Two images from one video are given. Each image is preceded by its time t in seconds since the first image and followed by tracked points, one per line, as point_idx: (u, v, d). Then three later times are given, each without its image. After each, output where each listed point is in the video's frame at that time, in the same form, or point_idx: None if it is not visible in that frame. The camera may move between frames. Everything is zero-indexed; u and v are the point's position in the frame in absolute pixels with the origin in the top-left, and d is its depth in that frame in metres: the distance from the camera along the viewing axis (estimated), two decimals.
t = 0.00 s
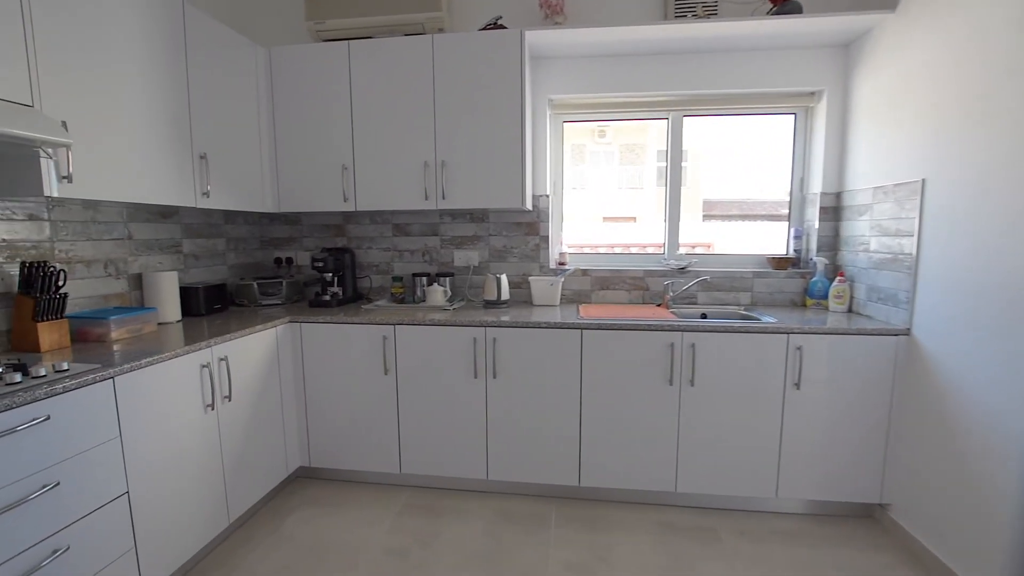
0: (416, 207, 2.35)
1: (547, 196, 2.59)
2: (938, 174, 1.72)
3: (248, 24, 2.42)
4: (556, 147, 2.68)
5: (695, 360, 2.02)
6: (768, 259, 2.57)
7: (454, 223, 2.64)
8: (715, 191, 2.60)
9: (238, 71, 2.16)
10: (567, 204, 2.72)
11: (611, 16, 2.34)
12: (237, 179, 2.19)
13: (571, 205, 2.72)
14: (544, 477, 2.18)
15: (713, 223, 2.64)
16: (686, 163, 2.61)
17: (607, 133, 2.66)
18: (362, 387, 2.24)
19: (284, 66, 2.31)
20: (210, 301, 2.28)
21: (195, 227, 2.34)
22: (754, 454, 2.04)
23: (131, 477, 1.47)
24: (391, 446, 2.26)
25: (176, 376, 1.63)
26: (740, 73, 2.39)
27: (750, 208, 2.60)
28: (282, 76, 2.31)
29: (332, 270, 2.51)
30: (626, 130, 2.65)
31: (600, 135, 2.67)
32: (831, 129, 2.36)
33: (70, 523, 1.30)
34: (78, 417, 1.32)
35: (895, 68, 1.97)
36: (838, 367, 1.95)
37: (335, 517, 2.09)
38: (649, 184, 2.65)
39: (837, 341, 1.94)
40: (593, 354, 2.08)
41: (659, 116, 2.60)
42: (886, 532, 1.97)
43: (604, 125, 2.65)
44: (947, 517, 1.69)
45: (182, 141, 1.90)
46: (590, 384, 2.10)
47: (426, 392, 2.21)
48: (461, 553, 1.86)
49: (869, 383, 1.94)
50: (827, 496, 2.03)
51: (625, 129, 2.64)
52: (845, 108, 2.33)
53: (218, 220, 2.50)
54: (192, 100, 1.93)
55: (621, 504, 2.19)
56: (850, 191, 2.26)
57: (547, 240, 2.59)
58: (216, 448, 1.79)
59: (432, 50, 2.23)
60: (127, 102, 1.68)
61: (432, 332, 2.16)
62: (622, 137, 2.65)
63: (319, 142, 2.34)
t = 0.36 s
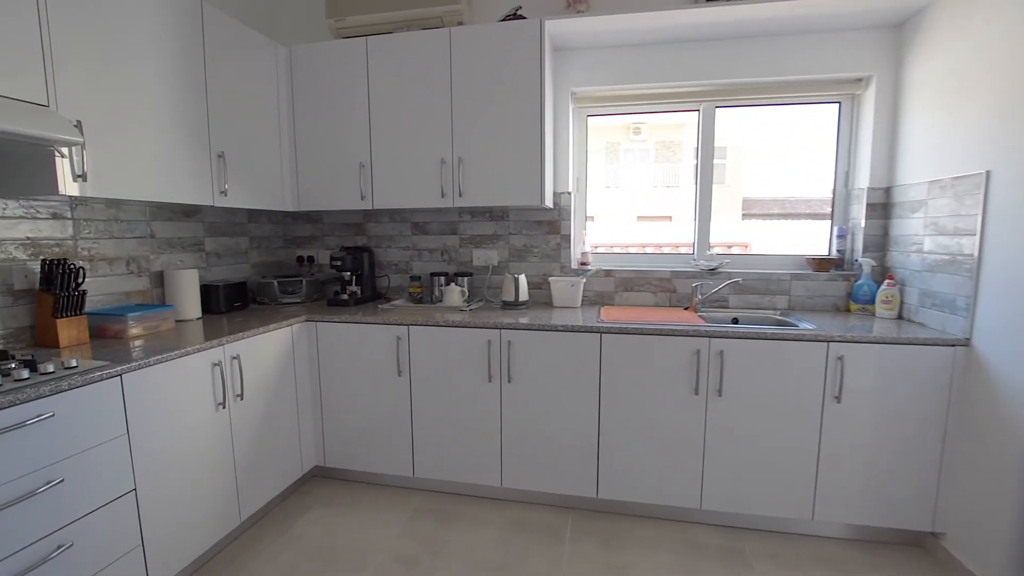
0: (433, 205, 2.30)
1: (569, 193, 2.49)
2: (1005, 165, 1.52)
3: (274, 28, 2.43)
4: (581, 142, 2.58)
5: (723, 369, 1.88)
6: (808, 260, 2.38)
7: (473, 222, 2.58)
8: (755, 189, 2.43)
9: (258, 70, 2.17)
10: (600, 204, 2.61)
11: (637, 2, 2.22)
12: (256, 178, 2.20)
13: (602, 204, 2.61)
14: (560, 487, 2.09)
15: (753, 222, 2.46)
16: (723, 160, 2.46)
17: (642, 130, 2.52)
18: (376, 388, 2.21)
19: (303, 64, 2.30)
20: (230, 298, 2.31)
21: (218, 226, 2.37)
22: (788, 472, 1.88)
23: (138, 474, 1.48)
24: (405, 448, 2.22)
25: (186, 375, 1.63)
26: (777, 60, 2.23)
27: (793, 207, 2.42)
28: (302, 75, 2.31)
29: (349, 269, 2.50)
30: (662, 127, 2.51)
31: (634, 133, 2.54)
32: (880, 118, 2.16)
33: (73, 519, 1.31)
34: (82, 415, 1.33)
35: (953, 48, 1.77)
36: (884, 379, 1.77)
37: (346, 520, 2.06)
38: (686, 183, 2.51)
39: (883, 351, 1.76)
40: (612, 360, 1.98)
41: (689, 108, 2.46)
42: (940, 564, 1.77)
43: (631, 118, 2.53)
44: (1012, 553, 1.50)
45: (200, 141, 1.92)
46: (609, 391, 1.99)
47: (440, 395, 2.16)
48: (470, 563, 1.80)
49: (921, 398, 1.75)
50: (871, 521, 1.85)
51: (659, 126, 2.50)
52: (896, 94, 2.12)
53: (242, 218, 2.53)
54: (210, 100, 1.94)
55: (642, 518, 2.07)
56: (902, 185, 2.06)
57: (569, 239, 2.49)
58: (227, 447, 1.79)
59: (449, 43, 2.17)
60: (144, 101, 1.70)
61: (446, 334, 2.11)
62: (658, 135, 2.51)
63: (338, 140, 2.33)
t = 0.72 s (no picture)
0: (444, 205, 2.25)
1: (587, 192, 2.39)
2: None
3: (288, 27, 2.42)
4: (600, 139, 2.49)
5: (745, 378, 1.76)
6: (844, 262, 2.21)
7: (487, 221, 2.52)
8: (794, 187, 2.27)
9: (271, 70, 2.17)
10: (639, 205, 2.47)
11: None
12: (269, 178, 2.20)
13: (630, 202, 2.48)
14: (571, 497, 2.00)
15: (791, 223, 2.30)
16: (758, 158, 2.31)
17: (675, 129, 2.40)
18: (385, 390, 2.18)
19: (317, 63, 2.30)
20: (244, 298, 2.32)
21: (233, 226, 2.40)
22: (817, 491, 1.74)
23: (139, 473, 1.48)
24: (413, 452, 2.18)
25: (190, 375, 1.63)
26: (811, 48, 2.07)
27: (834, 206, 2.25)
28: (315, 75, 2.31)
29: (362, 269, 2.48)
30: (696, 124, 2.38)
31: (667, 131, 2.41)
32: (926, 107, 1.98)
33: (71, 518, 1.31)
34: (83, 414, 1.33)
35: (1011, 26, 1.59)
36: (927, 393, 1.61)
37: (353, 523, 2.04)
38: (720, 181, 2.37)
39: (926, 363, 1.60)
40: (626, 366, 1.88)
41: (715, 100, 2.33)
42: None
43: (653, 112, 2.41)
44: None
45: (211, 141, 1.92)
46: (622, 398, 1.90)
47: (448, 398, 2.10)
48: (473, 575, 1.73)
49: (970, 415, 1.58)
50: (912, 548, 1.68)
51: (692, 129, 2.38)
52: (945, 81, 1.94)
53: (258, 218, 2.55)
54: (221, 100, 1.95)
55: (658, 534, 1.96)
56: (951, 180, 1.88)
57: (585, 239, 2.39)
58: (233, 447, 1.79)
59: (461, 38, 2.12)
60: (154, 101, 1.70)
61: (455, 336, 2.05)
62: (692, 133, 2.38)
63: (350, 139, 2.31)
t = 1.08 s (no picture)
0: (453, 203, 2.20)
1: (601, 189, 2.30)
2: None
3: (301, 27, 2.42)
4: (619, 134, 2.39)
5: (765, 388, 1.64)
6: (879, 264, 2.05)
7: (499, 220, 2.46)
8: (833, 186, 2.11)
9: (282, 69, 2.17)
10: (684, 206, 2.33)
11: None
12: (279, 178, 2.20)
13: (659, 200, 2.36)
14: (579, 508, 1.92)
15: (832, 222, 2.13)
16: (796, 156, 2.15)
17: (707, 126, 2.27)
18: (391, 392, 2.15)
19: (328, 62, 2.29)
20: (256, 296, 2.34)
21: (247, 225, 2.41)
22: (844, 512, 1.61)
23: (139, 471, 1.47)
24: (419, 455, 2.14)
25: (193, 374, 1.63)
26: (844, 33, 1.93)
27: (876, 206, 2.08)
28: (327, 73, 2.30)
29: (373, 269, 2.46)
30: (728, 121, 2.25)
31: (698, 129, 2.28)
32: (974, 94, 1.81)
33: (68, 513, 1.30)
34: (82, 410, 1.32)
35: None
36: (970, 409, 1.46)
37: (357, 526, 2.01)
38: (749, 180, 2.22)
39: (971, 376, 1.44)
40: (637, 373, 1.78)
41: (740, 91, 2.20)
42: None
43: (674, 106, 2.30)
44: None
45: (220, 139, 1.93)
46: (632, 406, 1.80)
47: (454, 402, 2.05)
48: None
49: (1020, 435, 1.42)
50: None
51: (725, 128, 2.24)
52: (996, 65, 1.77)
53: (272, 217, 2.56)
54: (231, 99, 1.95)
55: (671, 550, 1.85)
56: (1002, 174, 1.71)
57: (599, 238, 2.30)
58: (236, 446, 1.79)
59: (470, 32, 2.07)
60: (163, 100, 1.71)
61: (461, 338, 2.00)
62: (725, 131, 2.25)
63: (360, 137, 2.29)
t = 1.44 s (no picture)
0: (466, 203, 2.16)
1: (620, 188, 2.21)
2: None
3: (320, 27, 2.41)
4: (642, 130, 2.29)
5: (790, 401, 1.52)
6: (923, 267, 1.89)
7: (514, 221, 2.40)
8: (874, 183, 1.96)
9: (297, 70, 2.17)
10: (719, 204, 2.20)
11: None
12: (294, 178, 2.20)
13: (687, 199, 2.25)
14: (590, 520, 1.84)
15: (875, 222, 1.97)
16: (836, 153, 2.00)
17: (741, 123, 2.14)
18: (402, 393, 2.12)
19: (344, 62, 2.28)
20: (272, 296, 2.36)
21: (265, 225, 2.44)
22: (878, 537, 1.47)
23: (145, 469, 1.48)
24: (429, 458, 2.11)
25: (202, 373, 1.63)
26: (887, 17, 1.78)
27: (922, 205, 1.91)
28: (342, 73, 2.30)
29: (387, 269, 2.45)
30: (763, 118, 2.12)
31: (732, 125, 2.15)
32: None
33: (74, 510, 1.32)
34: (88, 408, 1.34)
35: None
36: None
37: (364, 529, 1.99)
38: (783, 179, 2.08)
39: None
40: (651, 380, 1.69)
41: (771, 82, 2.07)
42: None
43: (699, 100, 2.19)
44: None
45: (235, 140, 1.94)
46: (646, 416, 1.71)
47: (463, 405, 2.01)
48: None
49: None
50: None
51: (759, 123, 2.11)
52: None
53: (290, 218, 2.58)
54: (245, 100, 1.97)
55: (687, 568, 1.75)
56: None
57: (617, 238, 2.21)
58: (245, 445, 1.79)
59: (483, 27, 2.02)
60: (177, 102, 1.73)
61: (470, 341, 1.95)
62: (762, 127, 2.11)
63: (375, 137, 2.28)
